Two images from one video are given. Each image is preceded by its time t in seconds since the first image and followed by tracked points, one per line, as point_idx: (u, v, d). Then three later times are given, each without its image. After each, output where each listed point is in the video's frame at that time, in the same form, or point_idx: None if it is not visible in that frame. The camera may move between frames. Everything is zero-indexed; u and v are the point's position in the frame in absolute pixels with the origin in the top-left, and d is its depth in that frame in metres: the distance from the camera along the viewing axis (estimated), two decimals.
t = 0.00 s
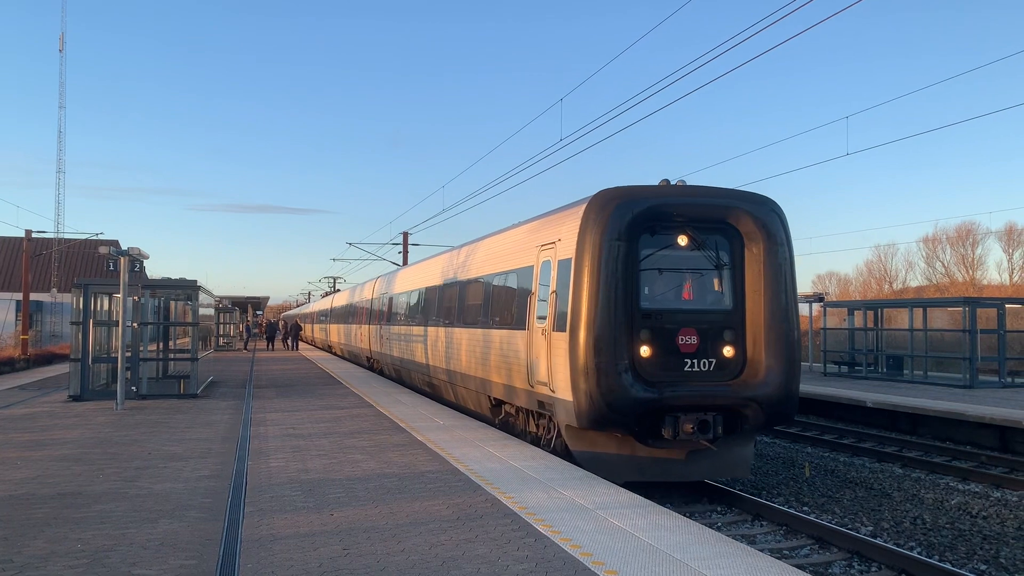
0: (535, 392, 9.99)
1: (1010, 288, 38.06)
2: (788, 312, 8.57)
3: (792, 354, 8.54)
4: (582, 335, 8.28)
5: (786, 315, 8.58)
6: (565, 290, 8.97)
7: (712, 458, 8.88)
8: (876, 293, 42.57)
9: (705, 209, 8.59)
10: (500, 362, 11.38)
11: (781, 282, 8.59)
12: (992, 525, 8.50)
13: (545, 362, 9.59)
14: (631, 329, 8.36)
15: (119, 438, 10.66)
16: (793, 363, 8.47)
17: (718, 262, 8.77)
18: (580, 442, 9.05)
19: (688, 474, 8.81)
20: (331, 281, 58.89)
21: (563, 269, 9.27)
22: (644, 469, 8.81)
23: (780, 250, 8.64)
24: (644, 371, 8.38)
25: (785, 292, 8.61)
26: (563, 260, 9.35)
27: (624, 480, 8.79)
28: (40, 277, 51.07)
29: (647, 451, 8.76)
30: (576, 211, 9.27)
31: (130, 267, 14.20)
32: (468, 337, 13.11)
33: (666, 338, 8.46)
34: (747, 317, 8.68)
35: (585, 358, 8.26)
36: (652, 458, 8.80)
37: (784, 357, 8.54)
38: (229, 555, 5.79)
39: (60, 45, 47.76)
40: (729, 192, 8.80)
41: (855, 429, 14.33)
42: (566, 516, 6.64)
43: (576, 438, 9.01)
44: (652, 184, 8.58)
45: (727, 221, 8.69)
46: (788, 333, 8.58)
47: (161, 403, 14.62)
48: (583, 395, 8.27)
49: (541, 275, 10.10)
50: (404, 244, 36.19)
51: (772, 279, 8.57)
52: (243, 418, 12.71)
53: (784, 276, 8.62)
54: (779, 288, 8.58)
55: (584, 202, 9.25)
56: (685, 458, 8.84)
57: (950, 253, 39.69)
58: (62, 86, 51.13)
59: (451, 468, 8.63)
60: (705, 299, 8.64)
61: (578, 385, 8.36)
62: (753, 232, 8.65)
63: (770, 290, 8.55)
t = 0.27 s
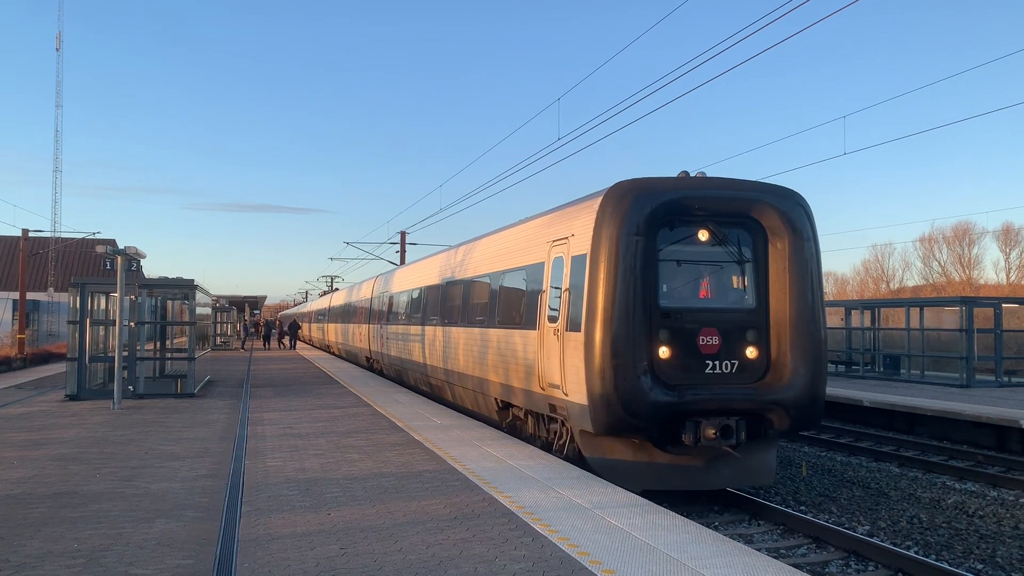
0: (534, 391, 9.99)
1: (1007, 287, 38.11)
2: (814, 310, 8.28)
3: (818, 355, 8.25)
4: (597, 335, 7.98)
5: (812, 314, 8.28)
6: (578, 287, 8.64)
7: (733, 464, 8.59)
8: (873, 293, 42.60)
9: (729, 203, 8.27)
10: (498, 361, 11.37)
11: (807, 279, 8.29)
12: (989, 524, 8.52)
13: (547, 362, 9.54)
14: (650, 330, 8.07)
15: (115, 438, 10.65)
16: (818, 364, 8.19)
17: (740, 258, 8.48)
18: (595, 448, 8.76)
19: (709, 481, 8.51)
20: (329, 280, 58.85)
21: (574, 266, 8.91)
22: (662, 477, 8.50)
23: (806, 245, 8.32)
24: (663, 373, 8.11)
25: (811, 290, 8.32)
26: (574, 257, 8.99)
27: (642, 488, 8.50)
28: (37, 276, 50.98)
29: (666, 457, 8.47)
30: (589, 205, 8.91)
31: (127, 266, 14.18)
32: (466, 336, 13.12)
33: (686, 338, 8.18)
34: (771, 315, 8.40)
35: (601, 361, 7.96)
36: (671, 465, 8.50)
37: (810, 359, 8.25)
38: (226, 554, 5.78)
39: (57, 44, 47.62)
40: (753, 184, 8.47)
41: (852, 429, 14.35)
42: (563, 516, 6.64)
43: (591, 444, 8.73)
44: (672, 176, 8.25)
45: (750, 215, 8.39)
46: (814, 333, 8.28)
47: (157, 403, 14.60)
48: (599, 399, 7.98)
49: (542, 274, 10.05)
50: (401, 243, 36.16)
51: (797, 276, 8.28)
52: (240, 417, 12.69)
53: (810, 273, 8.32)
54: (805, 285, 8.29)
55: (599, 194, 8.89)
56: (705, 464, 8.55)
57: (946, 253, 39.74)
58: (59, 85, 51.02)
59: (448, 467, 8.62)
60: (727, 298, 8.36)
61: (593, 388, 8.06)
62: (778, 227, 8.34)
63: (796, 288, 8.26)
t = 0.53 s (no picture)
0: (532, 391, 9.97)
1: (1004, 287, 38.15)
2: (846, 308, 7.86)
3: (851, 355, 7.82)
4: (618, 335, 7.53)
5: (845, 312, 7.85)
6: (596, 285, 8.18)
7: (760, 472, 8.07)
8: (870, 292, 42.63)
9: (755, 195, 7.86)
10: (496, 361, 11.36)
11: (838, 276, 7.88)
12: (986, 523, 8.53)
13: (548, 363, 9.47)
14: (672, 330, 7.63)
15: (113, 438, 10.64)
16: (852, 364, 7.77)
17: (767, 254, 8.07)
18: (614, 454, 8.29)
19: (734, 490, 7.98)
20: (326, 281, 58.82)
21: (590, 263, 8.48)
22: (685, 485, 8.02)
23: (837, 239, 7.91)
24: (687, 376, 7.66)
25: (843, 286, 7.91)
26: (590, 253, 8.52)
27: (663, 498, 8.02)
28: (34, 277, 50.94)
29: (689, 464, 7.98)
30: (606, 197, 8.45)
31: (124, 266, 14.16)
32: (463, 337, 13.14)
33: (711, 339, 7.74)
34: (800, 314, 7.99)
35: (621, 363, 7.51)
36: (694, 473, 8.00)
37: (842, 360, 7.82)
38: (224, 554, 5.78)
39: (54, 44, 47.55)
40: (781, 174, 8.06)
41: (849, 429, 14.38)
42: (561, 515, 6.63)
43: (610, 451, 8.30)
44: (695, 166, 7.82)
45: (778, 207, 7.98)
46: (846, 332, 7.85)
47: (155, 403, 14.58)
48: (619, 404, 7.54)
49: (545, 274, 9.96)
50: (399, 243, 36.16)
51: (827, 272, 7.87)
52: (238, 417, 12.69)
53: (842, 269, 7.91)
54: (836, 282, 7.88)
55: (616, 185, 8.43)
56: (730, 471, 8.04)
57: (943, 252, 39.79)
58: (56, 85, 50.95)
59: (446, 467, 8.63)
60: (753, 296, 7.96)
61: (612, 393, 7.61)
62: (808, 221, 7.93)
63: (827, 284, 7.85)
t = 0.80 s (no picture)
0: (531, 390, 9.96)
1: (1002, 286, 38.17)
2: (885, 308, 7.31)
3: (891, 359, 7.27)
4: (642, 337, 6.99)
5: (884, 312, 7.30)
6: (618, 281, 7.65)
7: (793, 482, 7.54)
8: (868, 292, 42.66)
9: (788, 186, 7.30)
10: (495, 360, 11.33)
11: (877, 273, 7.34)
12: (985, 523, 8.52)
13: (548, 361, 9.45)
14: (701, 332, 7.07)
15: (111, 439, 10.63)
16: (892, 368, 7.22)
17: (801, 249, 7.51)
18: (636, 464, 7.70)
19: (764, 501, 7.45)
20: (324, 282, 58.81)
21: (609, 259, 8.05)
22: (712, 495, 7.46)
23: (876, 233, 7.37)
24: (716, 382, 7.10)
25: (881, 284, 7.37)
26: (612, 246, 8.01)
27: (691, 511, 7.46)
28: (32, 277, 50.88)
29: (717, 474, 7.43)
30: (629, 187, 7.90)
31: (122, 267, 14.15)
32: (462, 337, 13.14)
33: (742, 341, 7.19)
34: (836, 314, 7.43)
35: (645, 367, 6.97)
36: (723, 482, 7.45)
37: (883, 364, 7.26)
38: (222, 555, 5.77)
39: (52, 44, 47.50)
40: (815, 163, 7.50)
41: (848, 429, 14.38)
42: (560, 516, 6.63)
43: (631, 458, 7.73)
44: (725, 155, 7.27)
45: (813, 199, 7.41)
46: (887, 333, 7.29)
47: (153, 404, 14.58)
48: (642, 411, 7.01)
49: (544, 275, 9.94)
50: (397, 243, 36.14)
51: (863, 270, 7.34)
52: (236, 418, 12.69)
53: (881, 266, 7.37)
54: (873, 280, 7.34)
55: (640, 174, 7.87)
56: (761, 481, 7.50)
57: (941, 252, 39.83)
58: (54, 86, 50.91)
59: (445, 468, 8.62)
60: (786, 295, 7.40)
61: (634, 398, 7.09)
62: (844, 214, 7.38)
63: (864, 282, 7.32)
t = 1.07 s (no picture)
0: (530, 392, 9.96)
1: (1001, 287, 38.18)
2: (930, 306, 6.99)
3: (936, 360, 6.96)
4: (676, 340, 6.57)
5: (929, 310, 7.00)
6: (645, 280, 7.16)
7: (833, 495, 7.14)
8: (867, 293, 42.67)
9: (828, 177, 6.97)
10: (495, 363, 11.32)
11: (921, 269, 7.03)
12: (984, 523, 8.52)
13: (548, 363, 9.45)
14: (739, 333, 6.71)
15: (110, 441, 10.62)
16: (939, 369, 6.89)
17: (839, 244, 7.18)
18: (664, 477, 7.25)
19: (805, 516, 7.05)
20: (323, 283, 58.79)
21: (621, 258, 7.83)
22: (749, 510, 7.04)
23: (920, 227, 7.05)
24: (755, 385, 6.73)
25: (926, 281, 7.04)
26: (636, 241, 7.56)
27: (725, 528, 7.04)
28: (30, 279, 50.85)
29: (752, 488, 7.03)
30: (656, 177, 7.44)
31: (120, 269, 14.14)
32: (461, 338, 13.14)
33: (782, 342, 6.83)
34: (877, 312, 7.11)
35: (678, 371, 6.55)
36: (759, 497, 7.04)
37: (927, 365, 6.95)
38: (222, 557, 5.77)
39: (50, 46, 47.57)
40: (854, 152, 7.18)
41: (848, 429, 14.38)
42: (560, 517, 6.62)
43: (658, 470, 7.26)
44: (760, 143, 6.91)
45: (854, 190, 7.09)
46: (931, 332, 6.98)
47: (152, 405, 14.58)
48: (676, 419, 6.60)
49: (545, 277, 9.91)
50: (396, 244, 36.14)
51: (908, 265, 7.01)
52: (235, 420, 12.69)
53: (926, 261, 7.06)
54: (917, 276, 7.01)
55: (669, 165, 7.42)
56: (799, 495, 7.09)
57: (939, 252, 39.85)
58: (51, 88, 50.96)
59: (444, 469, 8.62)
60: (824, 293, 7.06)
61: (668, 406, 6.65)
62: (886, 206, 7.07)
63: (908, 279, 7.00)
